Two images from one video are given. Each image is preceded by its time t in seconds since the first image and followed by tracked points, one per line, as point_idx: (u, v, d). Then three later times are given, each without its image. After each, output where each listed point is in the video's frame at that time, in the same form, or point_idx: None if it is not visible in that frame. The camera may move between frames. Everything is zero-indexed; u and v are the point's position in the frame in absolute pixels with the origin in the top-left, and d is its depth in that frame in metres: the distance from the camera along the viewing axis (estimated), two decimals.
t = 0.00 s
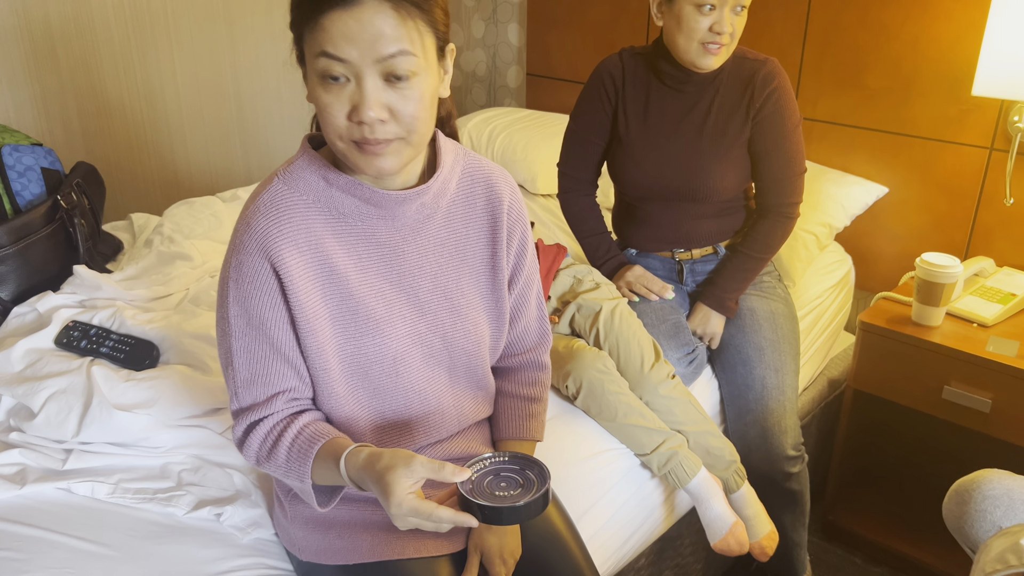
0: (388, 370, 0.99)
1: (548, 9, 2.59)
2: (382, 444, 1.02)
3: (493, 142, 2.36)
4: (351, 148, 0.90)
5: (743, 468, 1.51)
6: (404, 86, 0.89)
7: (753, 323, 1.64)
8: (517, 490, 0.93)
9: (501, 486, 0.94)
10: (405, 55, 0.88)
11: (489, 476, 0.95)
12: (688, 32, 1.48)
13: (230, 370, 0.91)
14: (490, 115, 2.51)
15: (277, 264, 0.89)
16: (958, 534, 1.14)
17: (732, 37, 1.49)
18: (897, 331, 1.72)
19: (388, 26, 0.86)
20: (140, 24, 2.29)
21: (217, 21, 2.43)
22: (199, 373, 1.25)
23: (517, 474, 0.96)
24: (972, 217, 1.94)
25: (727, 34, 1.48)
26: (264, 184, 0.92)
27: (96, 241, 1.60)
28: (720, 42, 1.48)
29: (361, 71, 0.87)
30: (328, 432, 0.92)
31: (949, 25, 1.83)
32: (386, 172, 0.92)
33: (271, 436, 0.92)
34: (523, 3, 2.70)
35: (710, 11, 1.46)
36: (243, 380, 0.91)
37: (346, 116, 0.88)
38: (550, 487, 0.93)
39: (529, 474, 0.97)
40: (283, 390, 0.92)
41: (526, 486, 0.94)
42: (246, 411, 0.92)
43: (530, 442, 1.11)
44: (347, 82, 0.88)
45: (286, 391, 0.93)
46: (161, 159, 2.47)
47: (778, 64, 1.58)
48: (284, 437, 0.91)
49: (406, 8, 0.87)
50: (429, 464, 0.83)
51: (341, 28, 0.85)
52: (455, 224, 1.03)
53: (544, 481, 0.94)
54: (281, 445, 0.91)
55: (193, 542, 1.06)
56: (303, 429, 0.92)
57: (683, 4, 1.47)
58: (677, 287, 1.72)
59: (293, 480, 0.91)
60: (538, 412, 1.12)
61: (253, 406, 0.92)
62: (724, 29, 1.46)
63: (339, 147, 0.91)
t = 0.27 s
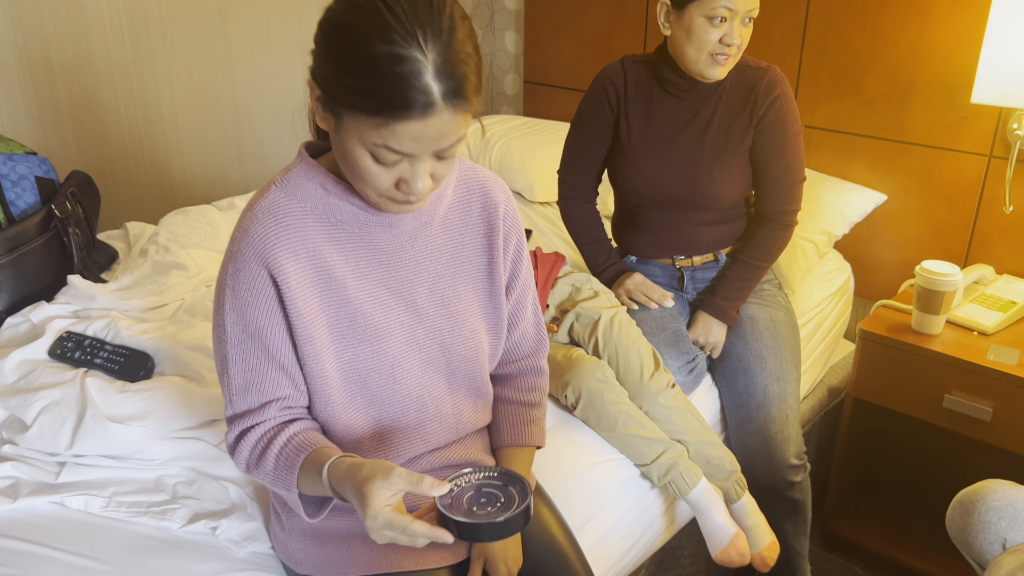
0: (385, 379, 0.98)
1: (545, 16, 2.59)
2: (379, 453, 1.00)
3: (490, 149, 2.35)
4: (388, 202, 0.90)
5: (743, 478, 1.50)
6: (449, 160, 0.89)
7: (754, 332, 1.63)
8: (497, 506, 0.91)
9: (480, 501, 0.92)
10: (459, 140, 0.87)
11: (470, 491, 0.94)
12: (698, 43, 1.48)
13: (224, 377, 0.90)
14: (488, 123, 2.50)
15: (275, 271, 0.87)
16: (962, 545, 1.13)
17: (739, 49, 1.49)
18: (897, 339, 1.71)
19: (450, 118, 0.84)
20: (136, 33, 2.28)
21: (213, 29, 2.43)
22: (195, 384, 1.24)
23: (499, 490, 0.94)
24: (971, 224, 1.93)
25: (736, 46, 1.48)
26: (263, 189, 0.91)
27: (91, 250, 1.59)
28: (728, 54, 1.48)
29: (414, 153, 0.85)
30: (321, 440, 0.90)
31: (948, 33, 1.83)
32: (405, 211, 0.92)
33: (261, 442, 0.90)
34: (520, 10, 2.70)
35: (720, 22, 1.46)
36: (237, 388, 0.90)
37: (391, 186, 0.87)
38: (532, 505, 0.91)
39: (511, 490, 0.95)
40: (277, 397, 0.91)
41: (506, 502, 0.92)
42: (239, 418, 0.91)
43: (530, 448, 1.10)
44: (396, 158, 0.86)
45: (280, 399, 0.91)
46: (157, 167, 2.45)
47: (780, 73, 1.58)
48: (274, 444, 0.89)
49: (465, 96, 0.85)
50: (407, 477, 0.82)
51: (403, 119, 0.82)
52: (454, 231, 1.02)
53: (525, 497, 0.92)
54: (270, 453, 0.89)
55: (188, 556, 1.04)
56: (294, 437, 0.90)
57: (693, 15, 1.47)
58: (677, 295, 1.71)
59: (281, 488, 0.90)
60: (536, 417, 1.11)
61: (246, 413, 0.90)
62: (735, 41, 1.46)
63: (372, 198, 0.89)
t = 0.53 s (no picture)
0: (381, 392, 0.98)
1: (540, 27, 2.60)
2: (374, 467, 1.00)
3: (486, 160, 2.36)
4: (390, 224, 0.92)
5: (738, 487, 1.51)
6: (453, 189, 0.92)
7: (749, 341, 1.63)
8: (486, 528, 0.91)
9: (470, 522, 0.92)
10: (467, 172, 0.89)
11: (460, 511, 0.93)
12: (693, 54, 1.49)
13: (219, 389, 0.90)
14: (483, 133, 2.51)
15: (272, 285, 0.88)
16: (957, 555, 1.13)
17: (734, 60, 1.50)
18: (891, 348, 1.71)
19: (461, 157, 0.86)
20: (132, 46, 2.29)
21: (210, 42, 2.44)
22: (190, 397, 1.24)
23: (489, 511, 0.94)
24: (964, 233, 1.94)
25: (732, 57, 1.49)
26: (260, 203, 0.91)
27: (87, 262, 1.59)
28: (723, 65, 1.49)
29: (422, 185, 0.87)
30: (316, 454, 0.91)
31: (939, 44, 1.85)
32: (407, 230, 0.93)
33: (254, 455, 0.90)
34: (515, 22, 2.71)
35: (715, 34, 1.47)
36: (232, 401, 0.90)
37: (396, 213, 0.89)
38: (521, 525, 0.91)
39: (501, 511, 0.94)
40: (270, 411, 0.91)
41: (496, 523, 0.91)
42: (233, 430, 0.91)
43: (526, 458, 1.10)
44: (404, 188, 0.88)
45: (274, 413, 0.91)
46: (153, 179, 2.46)
47: (777, 86, 1.59)
48: (266, 458, 0.89)
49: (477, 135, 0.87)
50: (399, 494, 0.82)
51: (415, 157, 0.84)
52: (449, 245, 1.02)
53: (516, 518, 0.92)
54: (262, 466, 0.89)
55: (183, 570, 1.04)
56: (286, 451, 0.90)
57: (688, 27, 1.48)
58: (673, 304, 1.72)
59: (272, 501, 0.91)
60: (533, 428, 1.11)
61: (241, 426, 0.91)
62: (730, 52, 1.47)
63: (376, 222, 0.92)
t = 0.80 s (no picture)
0: (363, 409, 0.97)
1: (527, 39, 2.61)
2: (357, 485, 1.00)
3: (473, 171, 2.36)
4: (374, 240, 0.92)
5: (723, 497, 1.51)
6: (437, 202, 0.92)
7: (735, 351, 1.63)
8: (475, 546, 0.89)
9: (458, 541, 0.90)
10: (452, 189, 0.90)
11: (448, 530, 0.91)
12: (676, 66, 1.49)
13: (198, 411, 0.89)
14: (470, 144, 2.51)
15: (251, 304, 0.87)
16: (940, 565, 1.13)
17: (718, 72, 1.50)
18: (876, 357, 1.72)
19: (448, 169, 0.86)
20: (118, 59, 2.29)
21: (196, 54, 2.44)
22: (171, 411, 1.23)
23: (477, 528, 0.92)
24: (948, 242, 1.95)
25: (715, 69, 1.50)
26: (236, 221, 0.90)
27: (69, 276, 1.58)
28: (707, 76, 1.49)
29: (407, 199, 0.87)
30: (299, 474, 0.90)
31: (922, 55, 1.86)
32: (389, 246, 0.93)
33: (237, 477, 0.89)
34: (502, 33, 2.72)
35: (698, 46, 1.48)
36: (212, 422, 0.88)
37: (381, 228, 0.89)
38: (510, 543, 0.89)
39: (489, 528, 0.93)
40: (252, 431, 0.90)
41: (484, 541, 0.90)
42: (213, 451, 0.90)
43: (512, 469, 1.10)
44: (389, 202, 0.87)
45: (256, 432, 0.90)
46: (139, 192, 2.45)
47: (761, 97, 1.60)
48: (250, 479, 0.88)
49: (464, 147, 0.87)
50: (386, 516, 0.81)
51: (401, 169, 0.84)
52: (428, 259, 1.02)
53: (504, 536, 0.90)
54: (246, 487, 0.88)
55: None
56: (270, 471, 0.89)
57: (671, 39, 1.49)
58: (658, 314, 1.71)
59: (257, 522, 0.89)
60: (518, 439, 1.11)
61: (221, 447, 0.89)
62: (712, 64, 1.47)
63: (359, 237, 0.91)
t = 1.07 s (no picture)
0: (346, 431, 0.97)
1: (514, 54, 2.63)
2: (341, 507, 1.00)
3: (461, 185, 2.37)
4: (357, 256, 0.91)
5: (709, 512, 1.51)
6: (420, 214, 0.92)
7: (721, 365, 1.64)
8: (470, 561, 0.89)
9: (454, 557, 0.89)
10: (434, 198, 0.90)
11: (443, 546, 0.91)
12: (648, 83, 1.51)
13: (181, 438, 0.89)
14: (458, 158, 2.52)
15: (232, 330, 0.87)
16: None
17: (693, 89, 1.51)
18: (861, 370, 1.72)
19: (430, 175, 0.87)
20: (105, 75, 2.30)
21: (184, 69, 2.44)
22: (156, 432, 1.23)
23: (472, 543, 0.92)
24: (932, 255, 1.97)
25: (688, 88, 1.50)
26: (214, 247, 0.90)
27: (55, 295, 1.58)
28: (679, 94, 1.50)
29: (391, 208, 0.87)
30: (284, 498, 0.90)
31: (904, 70, 1.88)
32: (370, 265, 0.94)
33: (223, 504, 0.89)
34: (489, 48, 2.74)
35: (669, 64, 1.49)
36: (195, 448, 0.88)
37: (365, 241, 0.89)
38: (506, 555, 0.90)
39: (483, 542, 0.93)
40: (236, 456, 0.90)
41: (480, 555, 0.89)
42: (198, 478, 0.89)
43: (498, 487, 1.11)
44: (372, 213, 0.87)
45: (240, 458, 0.90)
46: (127, 207, 2.45)
47: (744, 112, 1.61)
48: (237, 506, 0.88)
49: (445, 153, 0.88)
50: (381, 536, 0.82)
51: (383, 175, 0.84)
52: (408, 279, 1.03)
53: (498, 549, 0.90)
54: (234, 514, 0.88)
55: None
56: (256, 496, 0.89)
57: (644, 56, 1.50)
58: (645, 329, 1.72)
59: (246, 548, 0.89)
60: (504, 456, 1.11)
61: (206, 473, 0.89)
62: (683, 83, 1.48)
63: (342, 254, 0.91)
